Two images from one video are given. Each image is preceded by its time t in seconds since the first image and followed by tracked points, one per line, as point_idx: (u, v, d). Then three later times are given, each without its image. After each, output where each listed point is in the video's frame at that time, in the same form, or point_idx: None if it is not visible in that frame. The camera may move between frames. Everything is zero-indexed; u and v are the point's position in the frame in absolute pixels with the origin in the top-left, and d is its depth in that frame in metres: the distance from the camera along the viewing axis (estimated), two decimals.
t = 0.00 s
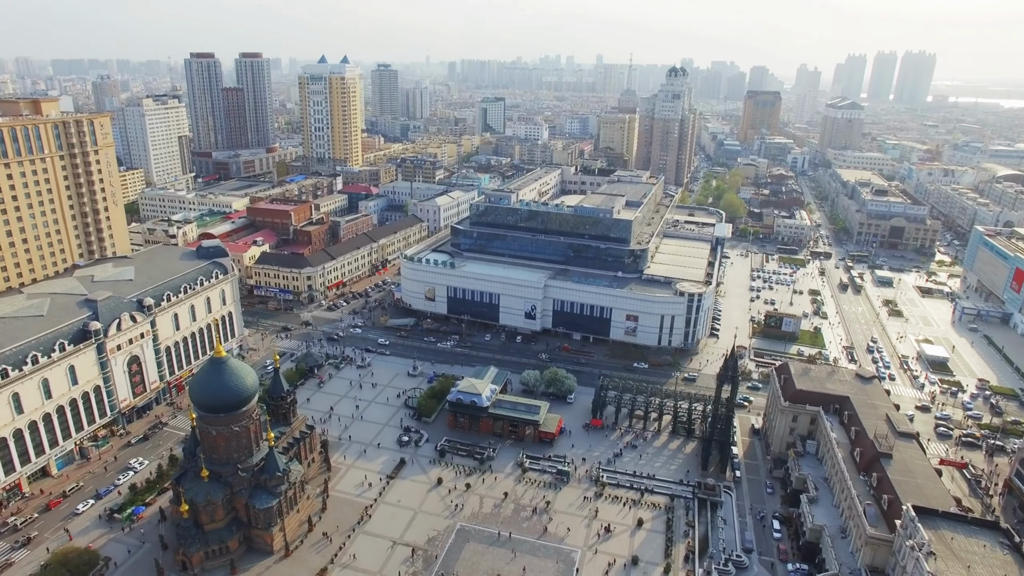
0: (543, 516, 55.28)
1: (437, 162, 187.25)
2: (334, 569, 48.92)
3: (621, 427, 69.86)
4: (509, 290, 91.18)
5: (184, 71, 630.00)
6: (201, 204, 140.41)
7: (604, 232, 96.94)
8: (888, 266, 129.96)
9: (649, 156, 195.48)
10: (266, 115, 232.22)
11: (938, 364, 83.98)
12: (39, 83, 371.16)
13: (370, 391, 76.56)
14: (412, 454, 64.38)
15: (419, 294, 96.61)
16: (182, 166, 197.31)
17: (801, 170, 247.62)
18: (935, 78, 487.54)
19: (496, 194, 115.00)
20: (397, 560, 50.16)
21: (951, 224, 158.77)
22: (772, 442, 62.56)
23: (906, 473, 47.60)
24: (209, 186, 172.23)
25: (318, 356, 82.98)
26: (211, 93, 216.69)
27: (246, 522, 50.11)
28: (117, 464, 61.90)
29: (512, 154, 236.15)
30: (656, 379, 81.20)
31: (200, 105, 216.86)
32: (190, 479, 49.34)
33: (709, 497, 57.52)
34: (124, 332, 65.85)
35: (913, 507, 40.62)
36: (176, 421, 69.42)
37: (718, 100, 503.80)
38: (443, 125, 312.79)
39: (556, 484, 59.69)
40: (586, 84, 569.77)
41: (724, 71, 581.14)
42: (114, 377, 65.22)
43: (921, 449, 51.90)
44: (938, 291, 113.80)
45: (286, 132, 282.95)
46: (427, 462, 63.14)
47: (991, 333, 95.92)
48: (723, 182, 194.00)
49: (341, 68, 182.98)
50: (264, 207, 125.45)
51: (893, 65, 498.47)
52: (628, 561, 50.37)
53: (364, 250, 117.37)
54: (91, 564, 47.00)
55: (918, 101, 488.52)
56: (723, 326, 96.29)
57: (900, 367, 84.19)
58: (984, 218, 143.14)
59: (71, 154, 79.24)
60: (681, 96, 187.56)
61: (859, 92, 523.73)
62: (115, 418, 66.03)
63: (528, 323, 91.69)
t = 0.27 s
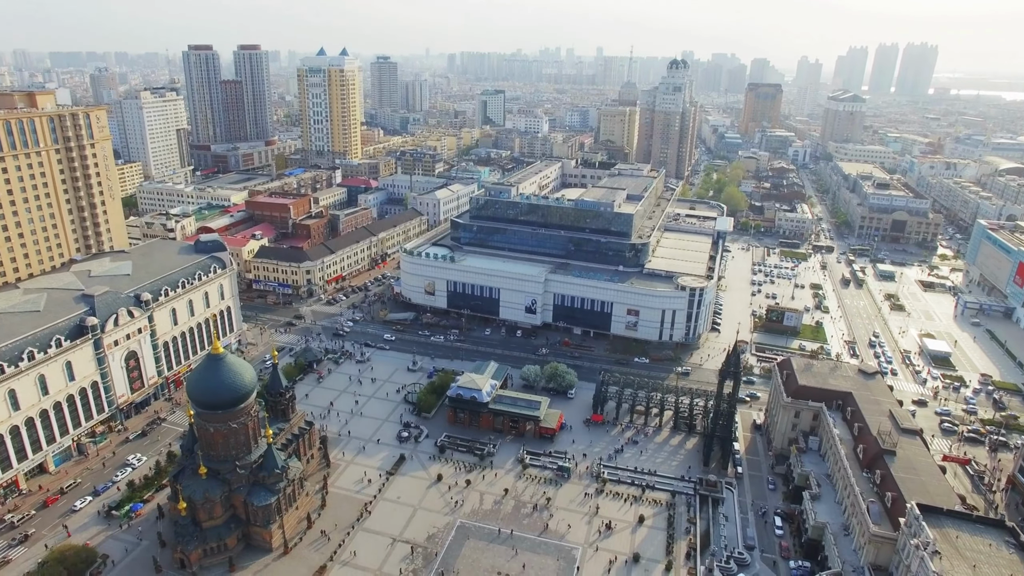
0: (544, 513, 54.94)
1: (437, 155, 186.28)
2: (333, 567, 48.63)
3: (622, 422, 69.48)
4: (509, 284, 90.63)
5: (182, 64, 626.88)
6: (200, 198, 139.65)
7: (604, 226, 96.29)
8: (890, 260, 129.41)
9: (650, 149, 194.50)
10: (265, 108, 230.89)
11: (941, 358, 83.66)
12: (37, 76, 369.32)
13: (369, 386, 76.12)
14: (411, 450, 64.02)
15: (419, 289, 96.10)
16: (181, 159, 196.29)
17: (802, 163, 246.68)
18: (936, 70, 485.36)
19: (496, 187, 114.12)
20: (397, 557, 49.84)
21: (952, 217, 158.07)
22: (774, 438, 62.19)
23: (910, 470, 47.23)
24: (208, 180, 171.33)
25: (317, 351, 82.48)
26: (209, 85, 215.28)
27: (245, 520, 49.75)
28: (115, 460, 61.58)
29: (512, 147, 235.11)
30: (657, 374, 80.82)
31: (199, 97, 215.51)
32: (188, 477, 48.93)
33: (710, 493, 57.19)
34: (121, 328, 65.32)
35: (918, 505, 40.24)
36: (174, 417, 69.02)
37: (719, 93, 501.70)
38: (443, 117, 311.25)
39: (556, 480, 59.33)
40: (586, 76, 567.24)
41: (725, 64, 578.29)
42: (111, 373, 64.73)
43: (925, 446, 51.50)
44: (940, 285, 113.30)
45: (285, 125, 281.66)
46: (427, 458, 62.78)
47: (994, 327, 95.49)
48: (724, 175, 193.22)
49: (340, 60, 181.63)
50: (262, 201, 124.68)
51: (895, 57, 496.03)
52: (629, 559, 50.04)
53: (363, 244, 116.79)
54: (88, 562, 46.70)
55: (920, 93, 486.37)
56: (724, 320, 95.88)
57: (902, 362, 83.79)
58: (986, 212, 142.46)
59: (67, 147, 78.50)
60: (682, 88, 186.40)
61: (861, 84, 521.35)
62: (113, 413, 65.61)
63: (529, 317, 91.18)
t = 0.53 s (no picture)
0: (545, 509, 54.56)
1: (437, 147, 185.15)
2: (332, 564, 48.27)
3: (623, 417, 69.05)
4: (509, 277, 89.98)
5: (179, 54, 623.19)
6: (198, 190, 138.70)
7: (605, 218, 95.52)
8: (892, 253, 128.78)
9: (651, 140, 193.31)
10: (263, 99, 229.35)
11: (943, 352, 83.16)
12: (34, 67, 367.33)
13: (369, 381, 75.64)
14: (411, 445, 63.60)
15: (418, 282, 95.46)
16: (179, 151, 195.06)
17: (803, 155, 245.56)
18: (938, 61, 482.55)
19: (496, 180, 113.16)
20: (396, 554, 49.46)
21: (955, 210, 157.23)
22: (776, 433, 61.77)
23: (914, 467, 46.80)
24: (206, 172, 170.22)
25: (316, 345, 81.94)
26: (207, 76, 213.63)
27: (243, 516, 49.35)
28: (112, 455, 61.16)
29: (512, 139, 233.81)
30: (658, 368, 80.36)
31: (197, 88, 213.94)
32: (186, 473, 48.48)
33: (712, 489, 56.78)
34: (118, 322, 64.75)
35: (924, 503, 39.78)
36: (172, 411, 68.57)
37: (719, 84, 499.05)
38: (442, 109, 309.48)
39: (557, 476, 58.93)
40: (587, 67, 564.09)
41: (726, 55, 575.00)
42: (108, 368, 64.19)
43: (929, 442, 51.06)
44: (942, 278, 112.70)
45: (284, 117, 280.01)
46: (427, 453, 62.36)
47: (997, 321, 94.98)
48: (725, 167, 192.21)
49: (338, 51, 180.05)
50: (261, 193, 123.78)
51: (897, 48, 493.03)
52: (630, 555, 49.68)
53: (362, 237, 116.07)
54: (86, 559, 46.31)
55: (922, 84, 483.73)
56: (726, 313, 95.36)
57: (905, 356, 83.32)
58: (989, 204, 141.61)
59: (61, 140, 77.58)
60: (683, 80, 185.06)
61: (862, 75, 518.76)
62: (110, 409, 65.14)
63: (529, 311, 90.61)
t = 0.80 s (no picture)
0: (545, 506, 54.18)
1: (436, 138, 183.92)
2: (331, 562, 47.89)
3: (624, 412, 68.61)
4: (509, 271, 89.31)
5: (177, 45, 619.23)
6: (196, 182, 137.73)
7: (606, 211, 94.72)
8: (894, 245, 128.10)
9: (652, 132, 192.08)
10: (262, 90, 227.74)
11: (946, 346, 82.64)
12: (31, 58, 364.33)
13: (368, 375, 75.10)
14: (411, 440, 63.17)
15: (418, 275, 94.80)
16: (177, 143, 193.72)
17: (805, 147, 244.28)
18: (940, 51, 479.84)
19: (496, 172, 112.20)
20: (396, 551, 49.09)
21: (958, 202, 156.38)
22: (778, 429, 61.32)
23: (919, 464, 46.36)
24: (204, 164, 169.11)
25: (315, 339, 81.38)
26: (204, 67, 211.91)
27: (241, 513, 48.94)
28: (109, 451, 60.72)
29: (512, 130, 232.48)
30: (659, 362, 79.87)
31: (194, 79, 212.30)
32: (183, 470, 48.01)
33: (713, 485, 56.38)
34: (115, 317, 64.15)
35: (928, 500, 39.39)
36: (170, 406, 68.09)
37: (720, 75, 496.35)
38: (441, 100, 307.44)
39: (558, 472, 58.51)
40: (587, 58, 560.87)
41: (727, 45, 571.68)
42: (105, 363, 63.64)
43: (933, 438, 50.61)
44: (945, 271, 112.06)
45: (282, 108, 278.37)
46: (427, 448, 61.95)
47: (999, 315, 94.44)
48: (726, 159, 191.17)
49: (337, 42, 178.35)
50: (258, 185, 122.79)
51: (899, 39, 490.05)
52: (631, 552, 49.33)
53: (361, 229, 115.28)
54: (83, 557, 45.94)
55: (923, 75, 481.01)
56: (727, 307, 94.83)
57: (907, 350, 82.82)
58: (992, 196, 140.78)
59: (56, 132, 76.68)
60: (684, 71, 183.67)
61: (864, 66, 515.60)
62: (107, 404, 64.66)
63: (529, 304, 90.01)
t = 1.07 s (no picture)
0: (546, 502, 53.85)
1: (436, 131, 182.93)
2: (330, 559, 47.58)
3: (625, 407, 68.24)
4: (509, 265, 88.74)
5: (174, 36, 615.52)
6: (194, 175, 136.89)
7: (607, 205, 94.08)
8: (896, 239, 127.49)
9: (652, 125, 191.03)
10: (260, 82, 226.31)
11: (948, 341, 82.21)
12: (28, 50, 362.17)
13: (367, 370, 74.69)
14: (410, 436, 62.82)
15: (418, 269, 94.28)
16: (175, 135, 192.59)
17: (806, 139, 243.22)
18: (942, 43, 477.43)
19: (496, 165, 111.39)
20: (395, 549, 48.77)
21: (960, 195, 155.65)
22: (780, 424, 60.96)
23: (922, 462, 46.01)
24: (202, 157, 168.14)
25: (314, 333, 80.87)
26: (202, 59, 210.47)
27: (240, 510, 48.59)
28: (107, 447, 60.35)
29: (512, 123, 231.25)
30: (660, 357, 79.46)
31: (192, 71, 210.86)
32: (181, 467, 47.63)
33: (715, 482, 56.03)
34: (112, 312, 63.67)
35: (932, 499, 39.08)
36: (168, 402, 67.70)
37: (721, 67, 493.97)
38: (441, 92, 305.73)
39: (558, 468, 58.17)
40: (587, 50, 558.05)
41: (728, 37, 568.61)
42: (102, 359, 63.20)
43: (936, 435, 50.23)
44: (947, 265, 111.55)
45: (281, 100, 276.85)
46: (427, 444, 61.60)
47: (1002, 309, 93.99)
48: (727, 152, 190.21)
49: (336, 34, 177.03)
50: (257, 178, 121.98)
51: (901, 30, 487.42)
52: (632, 550, 49.03)
53: (360, 223, 114.61)
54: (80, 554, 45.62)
55: (925, 67, 478.72)
56: (728, 301, 94.35)
57: (909, 345, 82.41)
58: (994, 189, 140.05)
59: (52, 125, 75.97)
60: (685, 63, 182.46)
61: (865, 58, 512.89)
62: (105, 399, 64.26)
63: (529, 298, 89.51)
